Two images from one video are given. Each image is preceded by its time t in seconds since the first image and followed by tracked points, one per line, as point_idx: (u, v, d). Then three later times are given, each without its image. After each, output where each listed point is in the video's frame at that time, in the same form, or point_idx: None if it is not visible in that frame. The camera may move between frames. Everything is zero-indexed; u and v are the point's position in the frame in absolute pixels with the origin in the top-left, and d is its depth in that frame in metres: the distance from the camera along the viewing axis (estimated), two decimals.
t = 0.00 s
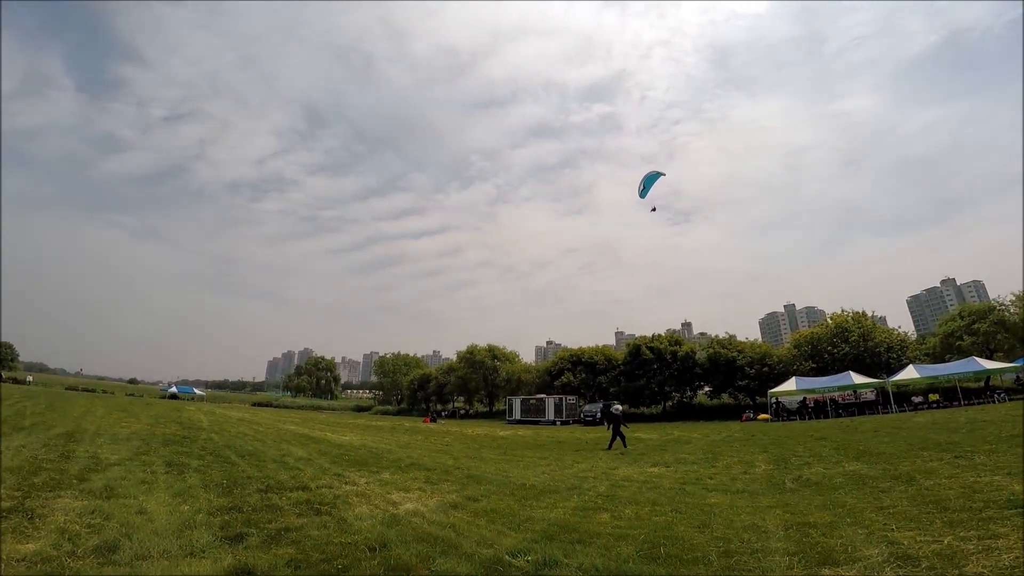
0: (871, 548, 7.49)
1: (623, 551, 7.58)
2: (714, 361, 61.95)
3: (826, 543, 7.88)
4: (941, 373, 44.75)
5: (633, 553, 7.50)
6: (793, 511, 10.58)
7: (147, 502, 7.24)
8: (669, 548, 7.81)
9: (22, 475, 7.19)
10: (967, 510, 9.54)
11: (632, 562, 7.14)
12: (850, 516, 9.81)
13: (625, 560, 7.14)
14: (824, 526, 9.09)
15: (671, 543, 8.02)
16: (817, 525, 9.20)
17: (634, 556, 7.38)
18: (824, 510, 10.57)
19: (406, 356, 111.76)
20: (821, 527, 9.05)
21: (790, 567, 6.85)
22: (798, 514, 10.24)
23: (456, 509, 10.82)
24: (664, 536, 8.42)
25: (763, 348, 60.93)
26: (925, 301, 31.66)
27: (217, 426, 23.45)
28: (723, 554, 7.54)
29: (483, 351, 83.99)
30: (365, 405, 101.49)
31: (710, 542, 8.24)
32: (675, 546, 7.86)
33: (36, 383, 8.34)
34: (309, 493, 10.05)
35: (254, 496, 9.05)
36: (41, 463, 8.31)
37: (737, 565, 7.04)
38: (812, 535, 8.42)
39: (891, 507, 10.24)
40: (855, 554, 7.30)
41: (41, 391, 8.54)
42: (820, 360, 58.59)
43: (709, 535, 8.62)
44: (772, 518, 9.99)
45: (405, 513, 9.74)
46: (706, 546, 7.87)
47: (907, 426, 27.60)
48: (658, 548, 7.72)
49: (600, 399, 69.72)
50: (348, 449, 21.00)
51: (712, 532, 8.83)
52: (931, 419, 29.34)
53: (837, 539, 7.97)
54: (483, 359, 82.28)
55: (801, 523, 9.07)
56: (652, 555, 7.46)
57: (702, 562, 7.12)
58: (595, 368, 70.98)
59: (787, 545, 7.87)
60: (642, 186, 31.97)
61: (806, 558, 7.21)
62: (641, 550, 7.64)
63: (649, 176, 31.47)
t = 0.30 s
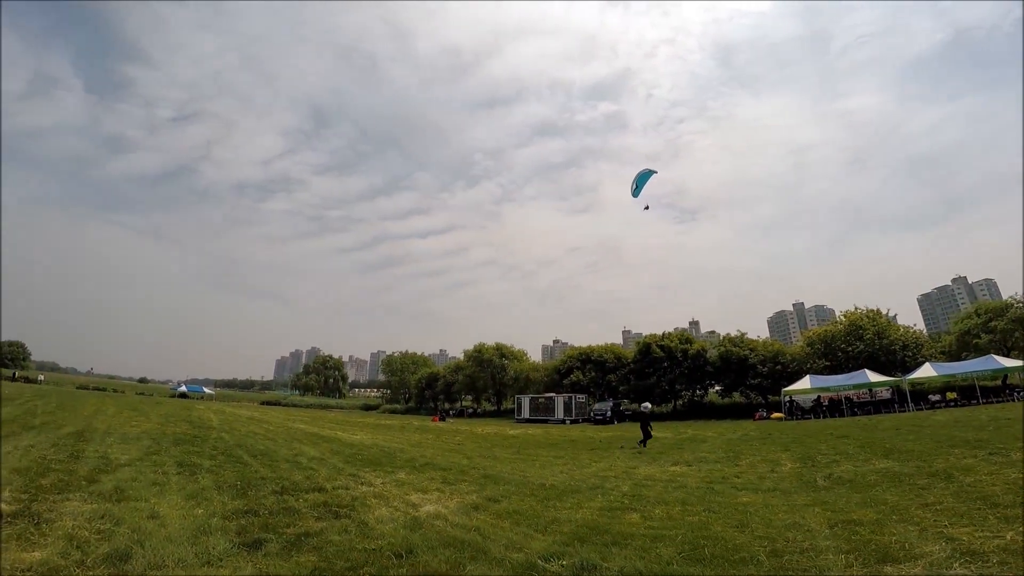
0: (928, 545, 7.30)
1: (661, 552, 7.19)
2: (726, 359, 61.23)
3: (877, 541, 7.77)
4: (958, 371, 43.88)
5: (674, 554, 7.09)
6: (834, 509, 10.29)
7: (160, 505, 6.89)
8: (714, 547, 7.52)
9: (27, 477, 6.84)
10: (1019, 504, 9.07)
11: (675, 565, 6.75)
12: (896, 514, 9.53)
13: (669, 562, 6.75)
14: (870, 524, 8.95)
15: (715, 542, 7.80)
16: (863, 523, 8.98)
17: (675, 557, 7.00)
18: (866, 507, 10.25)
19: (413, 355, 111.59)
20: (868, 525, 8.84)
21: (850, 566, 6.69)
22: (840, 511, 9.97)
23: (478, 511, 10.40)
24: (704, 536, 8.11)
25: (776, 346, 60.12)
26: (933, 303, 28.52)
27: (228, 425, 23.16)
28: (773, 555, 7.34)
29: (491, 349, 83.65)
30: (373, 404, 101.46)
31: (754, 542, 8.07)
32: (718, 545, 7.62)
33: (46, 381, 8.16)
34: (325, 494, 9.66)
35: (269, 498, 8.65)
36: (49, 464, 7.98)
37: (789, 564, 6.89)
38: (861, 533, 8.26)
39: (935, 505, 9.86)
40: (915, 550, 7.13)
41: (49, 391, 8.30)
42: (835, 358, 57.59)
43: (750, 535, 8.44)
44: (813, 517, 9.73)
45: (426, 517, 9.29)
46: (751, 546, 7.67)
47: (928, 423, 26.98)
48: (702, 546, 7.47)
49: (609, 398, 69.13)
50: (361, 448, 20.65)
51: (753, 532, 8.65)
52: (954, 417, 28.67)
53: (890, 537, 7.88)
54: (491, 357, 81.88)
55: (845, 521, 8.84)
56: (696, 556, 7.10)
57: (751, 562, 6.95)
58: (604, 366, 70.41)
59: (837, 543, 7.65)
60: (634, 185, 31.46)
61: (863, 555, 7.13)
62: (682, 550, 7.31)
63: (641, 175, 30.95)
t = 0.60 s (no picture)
0: (1004, 544, 6.95)
1: (714, 557, 6.89)
2: (748, 357, 60.09)
3: (946, 539, 7.43)
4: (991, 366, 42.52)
5: (729, 560, 6.81)
6: (888, 507, 9.86)
7: (188, 515, 6.64)
8: (773, 551, 7.24)
9: (51, 488, 6.60)
10: None
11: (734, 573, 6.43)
12: (956, 511, 9.04)
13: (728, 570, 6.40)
14: (931, 522, 8.54)
15: (771, 545, 7.55)
16: (924, 522, 8.55)
17: (731, 564, 6.72)
18: (921, 505, 9.78)
19: (428, 357, 111.78)
20: (930, 524, 8.43)
21: (925, 567, 6.37)
22: (896, 510, 9.54)
23: (512, 516, 10.07)
24: (755, 539, 7.83)
25: (799, 344, 58.78)
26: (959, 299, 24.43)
27: (249, 429, 23.11)
28: (835, 555, 7.08)
29: (507, 350, 83.37)
30: (390, 406, 101.82)
31: (812, 544, 7.80)
32: (775, 548, 7.37)
33: (70, 387, 7.97)
34: (353, 501, 9.37)
35: (298, 506, 8.38)
36: (74, 474, 7.76)
37: (856, 566, 6.59)
38: (925, 532, 7.95)
39: (998, 501, 9.36)
40: (991, 548, 6.83)
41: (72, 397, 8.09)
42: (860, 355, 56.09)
43: (805, 536, 8.18)
44: (867, 517, 9.36)
45: (460, 524, 8.95)
46: (811, 549, 7.39)
47: (964, 420, 26.11)
48: (757, 550, 7.20)
49: (628, 398, 68.29)
50: (383, 451, 20.44)
51: (807, 533, 8.37)
52: (991, 413, 27.71)
53: (959, 535, 7.53)
54: (507, 358, 81.60)
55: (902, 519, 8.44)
56: (757, 560, 6.82)
57: (815, 565, 6.76)
58: (622, 366, 69.65)
59: (903, 543, 7.32)
60: (633, 184, 30.84)
61: (937, 554, 6.85)
62: (737, 555, 7.02)
63: (638, 174, 30.36)
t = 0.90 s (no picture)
0: None
1: (791, 554, 6.66)
2: (781, 352, 58.30)
3: None
4: None
5: (808, 558, 6.55)
6: (966, 503, 9.15)
7: (227, 519, 6.38)
8: (857, 551, 6.86)
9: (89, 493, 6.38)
10: None
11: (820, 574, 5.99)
12: None
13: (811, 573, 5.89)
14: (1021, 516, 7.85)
15: (851, 542, 7.32)
16: (1012, 516, 7.86)
17: (812, 562, 6.38)
18: (1004, 500, 9.02)
19: (452, 355, 111.92)
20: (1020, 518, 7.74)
21: None
22: (976, 505, 8.82)
23: (557, 517, 9.62)
24: (829, 536, 7.56)
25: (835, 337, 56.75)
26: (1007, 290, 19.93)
27: (280, 428, 23.10)
28: (927, 552, 6.81)
29: (531, 348, 82.86)
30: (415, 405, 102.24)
31: (895, 542, 7.50)
32: (855, 545, 7.13)
33: (105, 387, 7.78)
34: (392, 503, 9.03)
35: (337, 509, 8.06)
36: (110, 476, 7.58)
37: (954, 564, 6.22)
38: (1017, 527, 7.30)
39: None
40: None
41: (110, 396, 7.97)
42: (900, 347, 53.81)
43: (887, 535, 7.82)
44: (947, 513, 8.73)
45: (504, 526, 8.51)
46: (898, 546, 7.15)
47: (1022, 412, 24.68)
48: (839, 547, 6.95)
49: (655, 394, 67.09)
50: (414, 450, 20.17)
51: (886, 531, 8.06)
52: None
53: None
54: (531, 356, 81.09)
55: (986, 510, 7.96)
56: (841, 561, 6.43)
57: (907, 562, 6.54)
58: (650, 361, 68.42)
59: (995, 536, 6.98)
60: (638, 180, 29.99)
61: None
62: (817, 553, 6.77)
63: (643, 169, 29.53)
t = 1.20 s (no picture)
0: None
1: (849, 561, 6.30)
2: (798, 353, 57.15)
3: None
4: None
5: (870, 563, 6.24)
6: None
7: (245, 531, 6.01)
8: (920, 554, 6.47)
9: (99, 502, 6.02)
10: None
11: None
12: None
13: None
14: None
15: (912, 545, 6.89)
16: None
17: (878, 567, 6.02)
18: None
19: (462, 357, 111.64)
20: None
21: None
22: None
23: (585, 524, 9.15)
24: (885, 540, 7.16)
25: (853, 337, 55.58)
26: None
27: (292, 430, 22.79)
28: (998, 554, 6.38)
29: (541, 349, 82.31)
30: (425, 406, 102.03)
31: (957, 542, 7.06)
32: (919, 548, 6.74)
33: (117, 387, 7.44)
34: (414, 511, 8.63)
35: (357, 517, 7.64)
36: (121, 483, 7.22)
37: None
38: None
39: None
40: None
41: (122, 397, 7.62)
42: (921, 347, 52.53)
43: (945, 536, 7.35)
44: (1005, 516, 8.19)
45: (532, 535, 8.05)
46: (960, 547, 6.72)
47: None
48: (901, 551, 6.57)
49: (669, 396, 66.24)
50: (429, 453, 19.73)
51: (945, 532, 7.61)
52: None
53: None
54: (542, 357, 80.57)
55: None
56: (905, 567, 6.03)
57: (979, 564, 6.12)
58: (664, 362, 67.57)
59: None
60: (633, 181, 29.37)
61: None
62: (878, 557, 6.43)
63: (637, 170, 28.89)
